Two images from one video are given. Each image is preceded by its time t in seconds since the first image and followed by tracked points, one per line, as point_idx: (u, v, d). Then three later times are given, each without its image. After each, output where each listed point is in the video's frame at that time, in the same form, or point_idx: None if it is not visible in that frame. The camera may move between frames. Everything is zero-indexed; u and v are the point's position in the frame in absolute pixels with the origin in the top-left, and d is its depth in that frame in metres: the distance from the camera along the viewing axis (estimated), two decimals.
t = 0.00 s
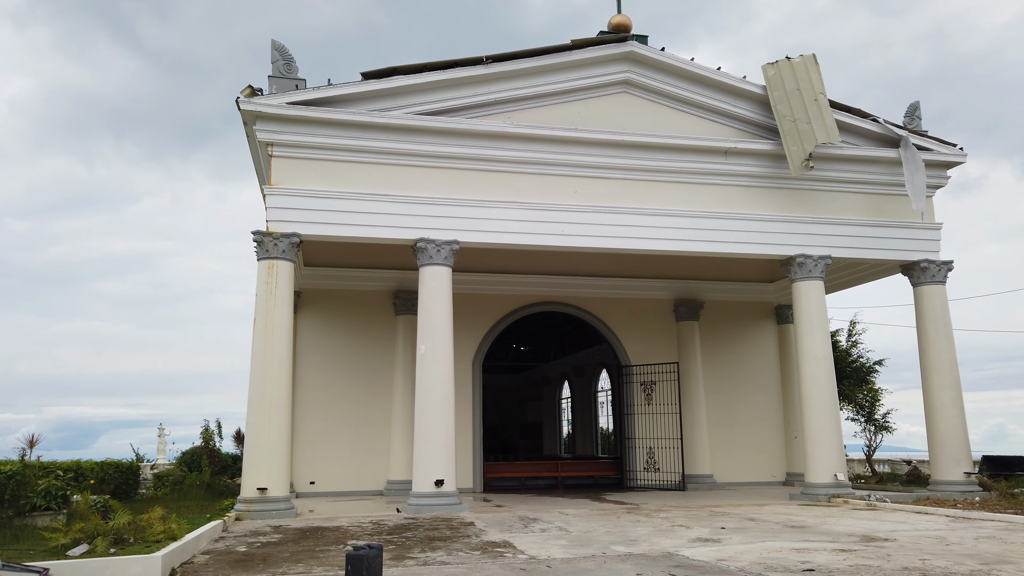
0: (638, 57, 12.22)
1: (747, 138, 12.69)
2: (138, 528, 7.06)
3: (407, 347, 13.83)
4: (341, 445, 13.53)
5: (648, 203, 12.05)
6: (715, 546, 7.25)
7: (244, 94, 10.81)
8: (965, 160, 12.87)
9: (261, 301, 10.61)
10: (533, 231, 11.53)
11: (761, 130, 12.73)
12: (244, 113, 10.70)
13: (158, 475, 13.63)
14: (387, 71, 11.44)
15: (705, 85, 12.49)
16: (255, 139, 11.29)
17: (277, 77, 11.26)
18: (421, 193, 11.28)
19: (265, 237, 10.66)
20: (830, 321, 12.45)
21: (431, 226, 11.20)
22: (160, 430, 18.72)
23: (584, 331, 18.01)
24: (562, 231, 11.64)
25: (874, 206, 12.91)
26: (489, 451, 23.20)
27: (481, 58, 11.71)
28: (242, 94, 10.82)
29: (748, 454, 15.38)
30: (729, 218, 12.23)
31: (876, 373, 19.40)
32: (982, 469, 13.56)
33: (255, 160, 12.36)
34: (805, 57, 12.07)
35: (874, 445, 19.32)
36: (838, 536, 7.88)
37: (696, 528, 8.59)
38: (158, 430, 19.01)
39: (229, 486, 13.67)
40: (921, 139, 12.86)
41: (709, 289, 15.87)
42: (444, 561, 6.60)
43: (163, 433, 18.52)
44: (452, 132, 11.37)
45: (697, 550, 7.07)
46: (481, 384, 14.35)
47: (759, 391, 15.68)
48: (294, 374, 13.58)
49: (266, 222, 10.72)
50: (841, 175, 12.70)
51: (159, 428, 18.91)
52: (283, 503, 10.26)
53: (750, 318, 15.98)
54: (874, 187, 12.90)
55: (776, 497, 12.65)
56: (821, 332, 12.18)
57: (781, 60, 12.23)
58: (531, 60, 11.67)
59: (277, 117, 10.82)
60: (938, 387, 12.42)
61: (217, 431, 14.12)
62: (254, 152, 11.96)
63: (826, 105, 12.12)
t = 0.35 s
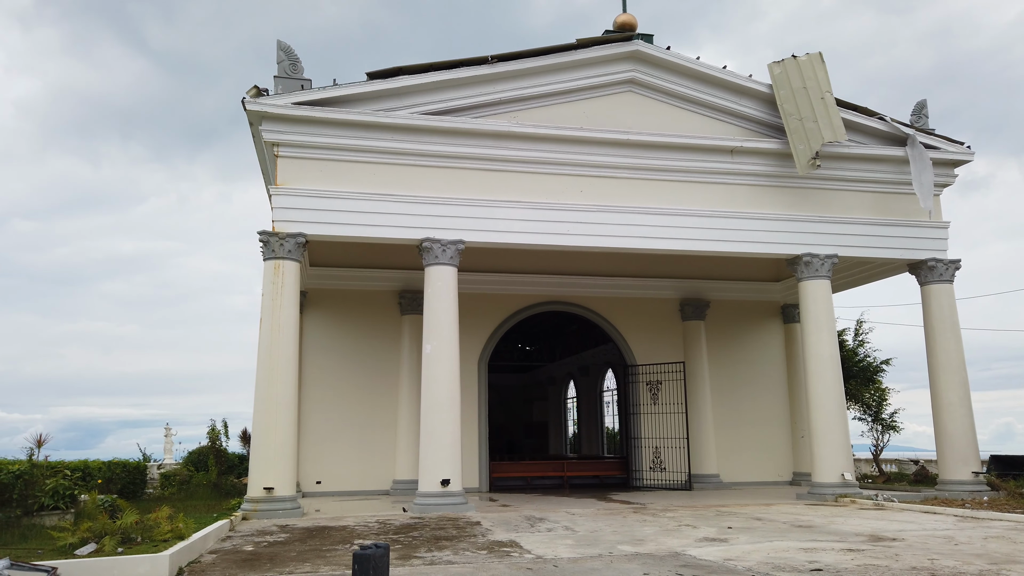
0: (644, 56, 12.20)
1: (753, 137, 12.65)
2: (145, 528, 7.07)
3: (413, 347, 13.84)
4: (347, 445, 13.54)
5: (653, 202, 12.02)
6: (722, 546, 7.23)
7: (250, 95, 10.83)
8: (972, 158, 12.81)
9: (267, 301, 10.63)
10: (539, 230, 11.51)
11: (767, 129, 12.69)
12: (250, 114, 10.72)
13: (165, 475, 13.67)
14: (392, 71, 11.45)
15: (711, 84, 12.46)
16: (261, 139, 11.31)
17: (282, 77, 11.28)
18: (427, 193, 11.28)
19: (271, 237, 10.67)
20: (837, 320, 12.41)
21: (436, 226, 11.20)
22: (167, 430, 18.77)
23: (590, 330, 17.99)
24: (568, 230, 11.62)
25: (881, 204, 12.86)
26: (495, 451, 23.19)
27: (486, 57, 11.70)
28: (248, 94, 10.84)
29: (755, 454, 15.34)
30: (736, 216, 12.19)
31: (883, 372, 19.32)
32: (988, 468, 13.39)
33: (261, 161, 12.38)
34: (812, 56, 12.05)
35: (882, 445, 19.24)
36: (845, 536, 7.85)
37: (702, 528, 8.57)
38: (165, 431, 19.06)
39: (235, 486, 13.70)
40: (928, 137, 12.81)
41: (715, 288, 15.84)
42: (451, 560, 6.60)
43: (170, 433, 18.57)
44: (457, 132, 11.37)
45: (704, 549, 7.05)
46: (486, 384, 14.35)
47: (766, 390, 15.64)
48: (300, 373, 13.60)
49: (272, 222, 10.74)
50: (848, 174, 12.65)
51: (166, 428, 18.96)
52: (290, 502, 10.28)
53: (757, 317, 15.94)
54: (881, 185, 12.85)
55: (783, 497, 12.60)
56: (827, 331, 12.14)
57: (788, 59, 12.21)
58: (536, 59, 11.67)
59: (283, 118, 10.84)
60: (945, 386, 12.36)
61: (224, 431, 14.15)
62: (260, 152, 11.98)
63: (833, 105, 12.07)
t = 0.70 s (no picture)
0: (647, 56, 12.20)
1: (756, 137, 12.65)
2: (149, 528, 7.09)
3: (416, 348, 13.84)
4: (349, 445, 13.55)
5: (656, 202, 12.02)
6: (725, 546, 7.24)
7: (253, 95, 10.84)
8: (976, 157, 12.79)
9: (270, 302, 10.64)
10: (541, 231, 11.51)
11: (770, 129, 12.68)
12: (253, 114, 10.74)
13: (168, 475, 13.69)
14: (395, 71, 11.46)
15: (713, 84, 12.45)
16: (264, 140, 11.32)
17: (285, 78, 11.29)
18: (430, 193, 11.29)
19: (274, 237, 10.69)
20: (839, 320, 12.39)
21: (439, 227, 11.21)
22: (170, 430, 18.79)
23: (593, 331, 18.00)
24: (570, 231, 11.62)
25: (884, 204, 12.84)
26: (497, 451, 23.19)
27: (489, 57, 11.70)
28: (250, 95, 10.85)
29: (758, 454, 15.33)
30: (738, 216, 12.18)
31: (886, 372, 19.30)
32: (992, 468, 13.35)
33: (264, 161, 12.39)
34: (814, 56, 12.06)
35: (885, 445, 19.22)
36: (849, 536, 7.85)
37: (705, 528, 8.56)
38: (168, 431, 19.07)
39: (238, 486, 13.72)
40: (931, 136, 12.78)
41: (718, 288, 15.84)
42: (454, 561, 6.60)
43: (173, 434, 18.59)
44: (459, 132, 11.38)
45: (707, 550, 7.05)
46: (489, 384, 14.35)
47: (769, 390, 15.63)
48: (303, 374, 13.62)
49: (275, 222, 10.75)
50: (850, 174, 12.64)
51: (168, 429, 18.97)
52: (293, 503, 10.29)
53: (760, 317, 15.93)
54: (884, 185, 12.83)
55: (787, 497, 12.58)
56: (831, 331, 12.13)
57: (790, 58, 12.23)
58: (539, 59, 11.66)
59: (286, 118, 10.85)
60: (949, 387, 12.35)
61: (227, 431, 14.18)
62: (263, 152, 11.99)
63: (836, 104, 12.04)
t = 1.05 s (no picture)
0: (647, 56, 12.20)
1: (757, 136, 12.64)
2: (150, 528, 7.09)
3: (417, 348, 13.83)
4: (350, 445, 13.55)
5: (657, 202, 12.01)
6: (726, 546, 7.23)
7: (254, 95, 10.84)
8: (977, 157, 12.78)
9: (271, 302, 10.64)
10: (542, 230, 11.50)
11: (771, 128, 12.68)
12: (254, 114, 10.74)
13: (169, 475, 13.69)
14: (396, 71, 11.46)
15: (714, 84, 12.44)
16: (265, 140, 11.32)
17: (286, 78, 11.29)
18: (430, 193, 11.28)
19: (275, 237, 10.70)
20: (841, 320, 12.38)
21: (439, 227, 11.21)
22: (171, 430, 18.78)
23: (593, 330, 17.99)
24: (571, 230, 11.61)
25: (885, 204, 12.83)
26: (498, 452, 23.18)
27: (489, 57, 11.70)
28: (251, 95, 10.86)
29: (759, 454, 15.32)
30: (739, 216, 12.18)
31: (887, 372, 19.28)
32: (992, 468, 13.32)
33: (265, 161, 12.39)
34: (815, 55, 12.06)
35: (886, 445, 19.21)
36: (850, 536, 7.85)
37: (706, 528, 8.56)
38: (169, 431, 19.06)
39: (239, 487, 13.71)
40: (932, 136, 12.78)
41: (719, 288, 15.83)
42: (455, 561, 6.60)
43: (174, 434, 18.58)
44: (460, 132, 11.38)
45: (708, 549, 7.06)
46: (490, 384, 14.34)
47: (770, 390, 15.62)
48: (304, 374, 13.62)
49: (276, 223, 10.76)
50: (851, 173, 12.63)
51: (169, 429, 18.97)
52: (294, 503, 10.29)
53: (760, 317, 15.92)
54: (884, 185, 12.82)
55: (788, 497, 12.57)
56: (832, 331, 12.12)
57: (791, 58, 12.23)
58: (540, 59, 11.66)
59: (287, 118, 10.85)
60: (950, 386, 12.34)
61: (228, 431, 14.20)
62: (263, 153, 11.99)
63: (836, 104, 12.01)
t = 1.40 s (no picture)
0: (648, 55, 12.18)
1: (757, 135, 12.63)
2: (150, 528, 7.09)
3: (417, 348, 13.82)
4: (351, 445, 13.55)
5: (657, 201, 11.99)
6: (727, 545, 7.22)
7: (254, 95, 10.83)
8: (978, 155, 12.77)
9: (271, 303, 10.64)
10: (542, 230, 11.48)
11: (771, 127, 12.66)
12: (254, 114, 10.73)
13: (170, 475, 13.70)
14: (396, 71, 11.45)
15: (715, 83, 12.43)
16: (265, 139, 11.31)
17: (286, 77, 11.28)
18: (430, 193, 11.27)
19: (275, 237, 10.69)
20: (841, 319, 12.37)
21: (439, 226, 11.19)
22: (172, 430, 18.76)
23: (594, 330, 17.99)
24: (571, 230, 11.58)
25: (886, 203, 12.81)
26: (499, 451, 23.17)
27: (489, 57, 11.69)
28: (251, 95, 10.85)
29: (760, 453, 15.31)
30: (740, 215, 12.16)
31: (888, 371, 19.24)
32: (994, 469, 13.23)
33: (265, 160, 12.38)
34: (814, 54, 12.06)
35: (887, 444, 19.19)
36: (851, 535, 7.84)
37: (707, 528, 8.55)
38: (169, 431, 19.05)
39: (240, 487, 13.70)
40: (932, 135, 12.77)
41: (719, 287, 15.83)
42: (455, 560, 6.59)
43: (175, 433, 18.58)
44: (460, 132, 11.37)
45: (709, 549, 7.05)
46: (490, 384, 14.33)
47: (770, 389, 15.61)
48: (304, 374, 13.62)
49: (276, 222, 10.75)
50: (852, 172, 12.61)
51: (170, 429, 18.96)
52: (294, 502, 10.28)
53: (761, 316, 15.91)
54: (885, 184, 12.80)
55: (789, 496, 12.55)
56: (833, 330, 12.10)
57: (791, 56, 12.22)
58: (540, 58, 11.65)
59: (287, 118, 10.84)
60: (951, 385, 12.32)
61: (229, 432, 14.21)
62: (264, 152, 11.98)
63: (837, 103, 12.02)
